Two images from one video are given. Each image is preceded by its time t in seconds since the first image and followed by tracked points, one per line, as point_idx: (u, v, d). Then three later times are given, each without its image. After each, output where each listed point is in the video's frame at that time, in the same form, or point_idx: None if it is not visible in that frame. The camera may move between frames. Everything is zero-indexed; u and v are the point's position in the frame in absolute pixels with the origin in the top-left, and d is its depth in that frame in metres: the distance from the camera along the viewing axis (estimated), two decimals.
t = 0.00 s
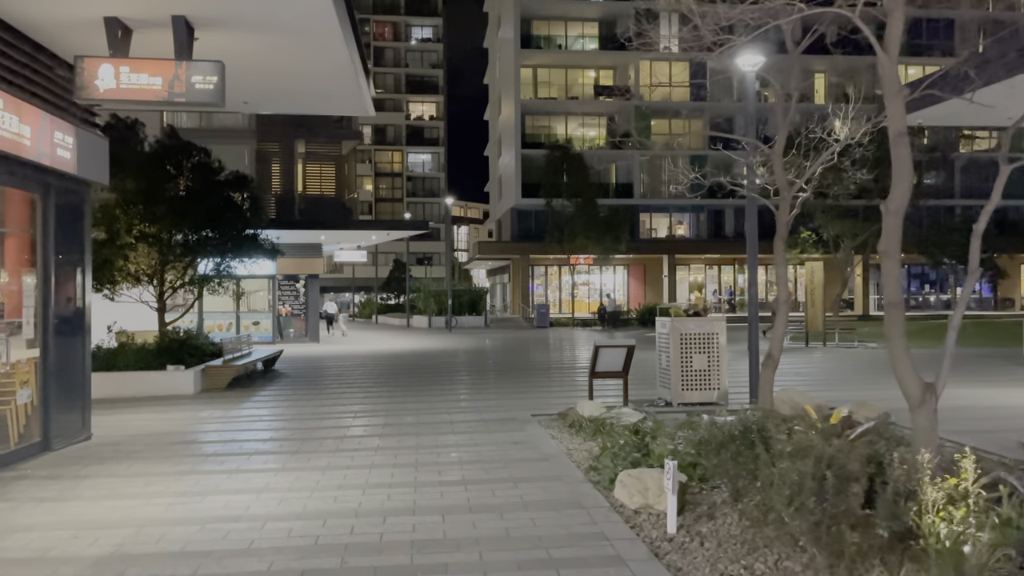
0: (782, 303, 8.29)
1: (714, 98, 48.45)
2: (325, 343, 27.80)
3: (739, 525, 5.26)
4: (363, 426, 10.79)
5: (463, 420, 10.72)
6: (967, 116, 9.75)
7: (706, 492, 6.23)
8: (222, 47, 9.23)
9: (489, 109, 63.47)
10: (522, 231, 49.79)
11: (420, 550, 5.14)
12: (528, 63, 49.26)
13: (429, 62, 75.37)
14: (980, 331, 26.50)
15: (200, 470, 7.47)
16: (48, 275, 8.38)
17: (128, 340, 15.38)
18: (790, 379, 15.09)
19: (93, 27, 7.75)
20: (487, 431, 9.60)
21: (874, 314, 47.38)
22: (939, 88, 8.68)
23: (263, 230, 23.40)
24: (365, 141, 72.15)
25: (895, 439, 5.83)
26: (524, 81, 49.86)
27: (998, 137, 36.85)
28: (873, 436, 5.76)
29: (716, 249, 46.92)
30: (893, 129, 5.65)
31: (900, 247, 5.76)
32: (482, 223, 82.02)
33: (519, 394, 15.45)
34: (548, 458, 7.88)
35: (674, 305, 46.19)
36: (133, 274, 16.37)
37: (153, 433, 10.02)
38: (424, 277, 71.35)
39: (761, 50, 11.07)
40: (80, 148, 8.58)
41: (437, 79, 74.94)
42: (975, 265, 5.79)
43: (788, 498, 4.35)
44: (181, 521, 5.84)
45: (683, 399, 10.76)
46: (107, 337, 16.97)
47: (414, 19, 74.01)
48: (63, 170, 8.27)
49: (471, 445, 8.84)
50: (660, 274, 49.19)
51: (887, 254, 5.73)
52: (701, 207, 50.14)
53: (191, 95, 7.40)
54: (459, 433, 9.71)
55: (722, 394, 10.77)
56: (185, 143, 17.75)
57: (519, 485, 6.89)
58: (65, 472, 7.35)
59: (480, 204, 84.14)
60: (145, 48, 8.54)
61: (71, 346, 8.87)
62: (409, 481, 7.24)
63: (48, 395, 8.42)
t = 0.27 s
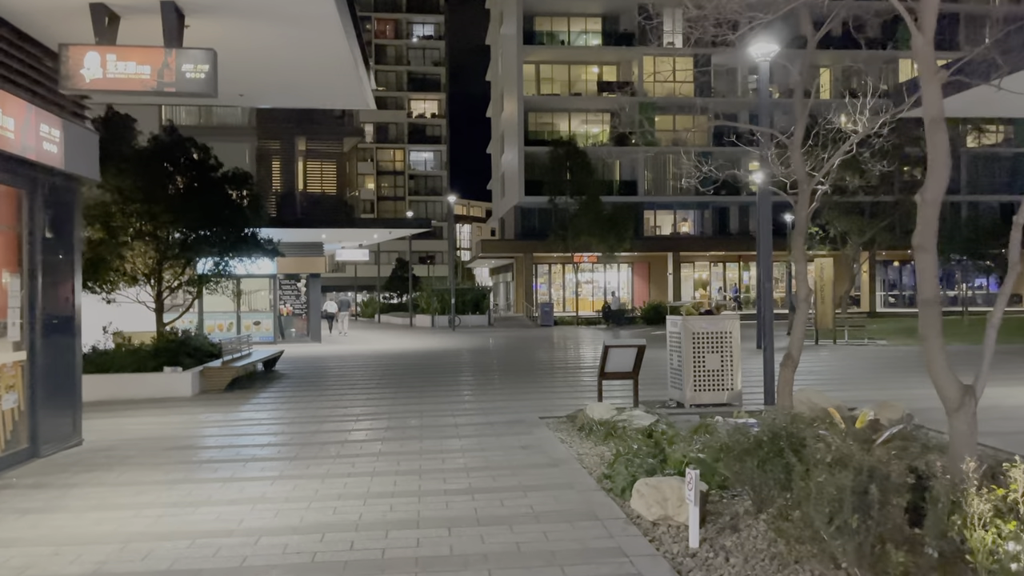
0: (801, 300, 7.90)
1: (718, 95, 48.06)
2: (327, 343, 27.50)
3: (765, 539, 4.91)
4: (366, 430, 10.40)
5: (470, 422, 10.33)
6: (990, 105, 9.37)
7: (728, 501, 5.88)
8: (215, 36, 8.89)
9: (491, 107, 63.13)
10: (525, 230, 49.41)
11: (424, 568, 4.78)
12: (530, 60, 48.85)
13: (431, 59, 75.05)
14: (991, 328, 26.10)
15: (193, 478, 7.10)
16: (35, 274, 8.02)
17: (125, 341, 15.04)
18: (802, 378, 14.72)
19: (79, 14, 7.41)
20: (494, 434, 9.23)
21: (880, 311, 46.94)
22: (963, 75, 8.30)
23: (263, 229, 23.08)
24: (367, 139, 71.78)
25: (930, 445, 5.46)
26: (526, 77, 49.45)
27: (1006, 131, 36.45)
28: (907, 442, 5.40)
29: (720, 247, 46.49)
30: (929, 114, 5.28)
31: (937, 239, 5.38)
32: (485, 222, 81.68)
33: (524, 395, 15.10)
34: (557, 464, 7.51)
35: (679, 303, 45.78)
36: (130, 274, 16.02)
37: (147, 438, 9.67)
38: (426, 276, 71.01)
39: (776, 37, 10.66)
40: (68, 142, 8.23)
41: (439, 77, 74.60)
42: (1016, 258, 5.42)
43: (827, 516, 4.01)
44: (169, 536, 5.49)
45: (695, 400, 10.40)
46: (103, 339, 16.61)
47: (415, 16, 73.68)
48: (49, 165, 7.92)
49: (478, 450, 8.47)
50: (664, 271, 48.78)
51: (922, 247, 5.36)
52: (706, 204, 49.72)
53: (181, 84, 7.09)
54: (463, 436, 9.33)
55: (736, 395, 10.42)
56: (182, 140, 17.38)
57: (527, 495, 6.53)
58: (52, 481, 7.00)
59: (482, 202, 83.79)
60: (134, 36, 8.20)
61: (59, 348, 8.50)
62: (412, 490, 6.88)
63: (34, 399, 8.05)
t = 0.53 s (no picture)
0: (826, 299, 7.51)
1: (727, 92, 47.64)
2: (332, 341, 27.22)
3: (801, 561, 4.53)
4: (371, 431, 10.00)
5: (478, 424, 9.94)
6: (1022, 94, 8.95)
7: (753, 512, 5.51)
8: (212, 19, 8.55)
9: (498, 104, 62.80)
10: (531, 228, 49.01)
11: None
12: (537, 57, 48.35)
13: (437, 57, 74.74)
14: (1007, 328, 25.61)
15: (189, 483, 6.74)
16: (24, 273, 7.71)
17: (125, 339, 14.74)
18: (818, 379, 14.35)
19: None
20: (503, 437, 8.84)
21: (891, 310, 46.42)
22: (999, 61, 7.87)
23: (267, 226, 22.77)
24: (373, 137, 71.53)
25: (975, 454, 5.05)
26: (533, 74, 48.91)
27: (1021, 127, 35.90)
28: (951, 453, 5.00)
29: (729, 245, 46.03)
30: (974, 100, 4.90)
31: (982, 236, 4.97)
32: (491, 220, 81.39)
33: (531, 396, 14.75)
34: (570, 471, 7.14)
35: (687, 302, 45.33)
36: (131, 271, 15.74)
37: (143, 441, 9.35)
38: (432, 274, 70.71)
39: (795, 26, 10.25)
40: (60, 134, 7.90)
41: (446, 75, 74.27)
42: None
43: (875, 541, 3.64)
44: (158, 548, 5.13)
45: (711, 402, 10.03)
46: (103, 337, 16.32)
47: (421, 14, 73.37)
48: (40, 157, 7.60)
49: (487, 452, 8.08)
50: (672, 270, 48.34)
51: (967, 244, 4.94)
52: (714, 202, 49.23)
53: (175, 71, 6.75)
54: (472, 437, 8.93)
55: (754, 397, 10.06)
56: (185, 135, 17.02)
57: (539, 505, 6.16)
58: (39, 488, 6.67)
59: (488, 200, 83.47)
60: (128, 21, 7.86)
61: (52, 348, 8.19)
62: (418, 497, 6.48)
63: (23, 402, 7.75)
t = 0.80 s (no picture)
0: (855, 301, 7.11)
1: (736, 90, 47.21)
2: (337, 342, 26.89)
3: None
4: (377, 437, 9.62)
5: (487, 431, 9.56)
6: None
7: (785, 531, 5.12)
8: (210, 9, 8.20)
9: (504, 103, 62.45)
10: (538, 228, 48.63)
11: None
12: (544, 55, 47.97)
13: (443, 56, 74.41)
14: None
15: (182, 495, 6.37)
16: (11, 273, 7.38)
17: (126, 340, 14.43)
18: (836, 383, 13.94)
19: None
20: (514, 444, 8.46)
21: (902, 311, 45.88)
22: None
23: (272, 226, 22.46)
24: (378, 137, 71.25)
25: None
26: (540, 73, 48.51)
27: None
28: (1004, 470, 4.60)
29: (738, 244, 45.60)
30: None
31: None
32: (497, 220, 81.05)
33: (540, 399, 14.38)
34: (585, 482, 6.73)
35: (696, 302, 44.91)
36: (132, 271, 15.40)
37: (139, 447, 9.00)
38: (438, 274, 70.38)
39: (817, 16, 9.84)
40: (51, 128, 7.57)
41: (452, 74, 73.94)
42: None
43: None
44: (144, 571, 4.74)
45: (729, 408, 9.66)
46: (103, 339, 15.99)
47: (427, 12, 73.02)
48: (29, 152, 7.26)
49: (497, 461, 7.69)
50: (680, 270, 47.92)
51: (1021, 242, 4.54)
52: (722, 202, 48.78)
53: (169, 60, 6.42)
54: (481, 445, 8.52)
55: (774, 403, 9.69)
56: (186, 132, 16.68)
57: (554, 521, 5.75)
58: (25, 501, 6.33)
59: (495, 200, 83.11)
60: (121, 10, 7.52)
61: (42, 351, 7.86)
62: (425, 511, 6.05)
63: (11, 408, 7.42)
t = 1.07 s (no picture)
0: (887, 301, 6.72)
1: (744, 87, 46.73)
2: (340, 342, 26.58)
3: None
4: (380, 439, 9.27)
5: (496, 434, 9.20)
6: None
7: (817, 548, 4.82)
8: None
9: (509, 101, 62.08)
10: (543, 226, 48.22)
11: None
12: (549, 52, 47.54)
13: (448, 54, 73.97)
14: None
15: (174, 507, 6.03)
16: None
17: (123, 340, 14.10)
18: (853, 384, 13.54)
19: None
20: (524, 450, 8.07)
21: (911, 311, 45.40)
22: None
23: (273, 224, 22.14)
24: (382, 135, 70.92)
25: None
26: (545, 70, 48.11)
27: None
28: None
29: (745, 243, 45.15)
30: None
31: None
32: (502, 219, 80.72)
33: (548, 401, 14.04)
34: (601, 493, 6.36)
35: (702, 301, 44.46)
36: (131, 269, 15.07)
37: (134, 450, 8.66)
38: (442, 273, 70.04)
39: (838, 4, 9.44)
40: (39, 119, 7.22)
41: (456, 72, 73.53)
42: None
43: None
44: None
45: (745, 411, 9.30)
46: (99, 338, 15.63)
47: (432, 10, 72.65)
48: (15, 144, 6.91)
49: (507, 469, 7.32)
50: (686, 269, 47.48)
51: None
52: (729, 199, 48.05)
53: (160, 45, 6.11)
54: (490, 451, 8.15)
55: (794, 407, 9.31)
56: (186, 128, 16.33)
57: (570, 535, 5.37)
58: (8, 511, 5.98)
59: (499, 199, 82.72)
60: None
61: (29, 353, 7.51)
62: (430, 523, 5.68)
63: None
